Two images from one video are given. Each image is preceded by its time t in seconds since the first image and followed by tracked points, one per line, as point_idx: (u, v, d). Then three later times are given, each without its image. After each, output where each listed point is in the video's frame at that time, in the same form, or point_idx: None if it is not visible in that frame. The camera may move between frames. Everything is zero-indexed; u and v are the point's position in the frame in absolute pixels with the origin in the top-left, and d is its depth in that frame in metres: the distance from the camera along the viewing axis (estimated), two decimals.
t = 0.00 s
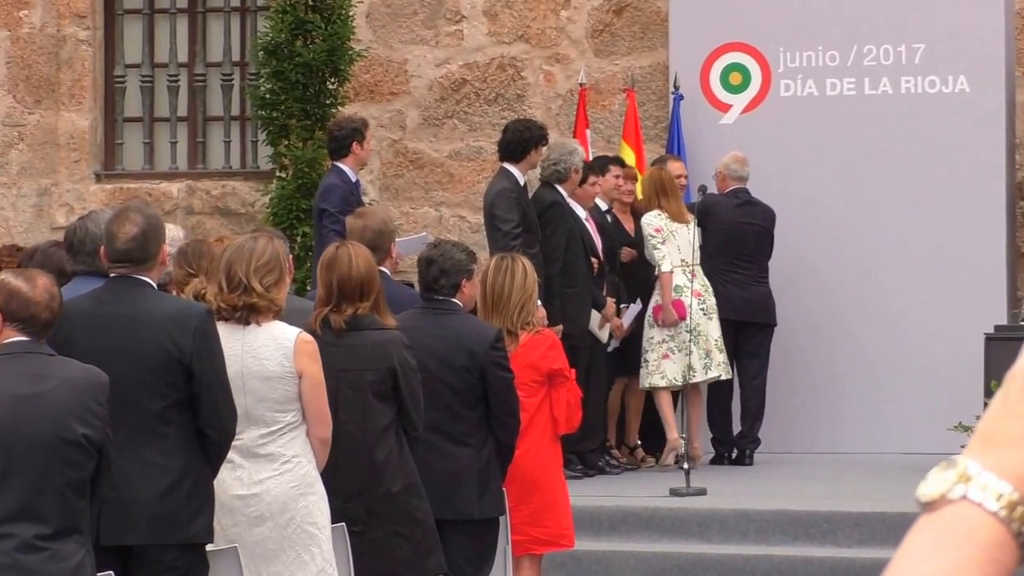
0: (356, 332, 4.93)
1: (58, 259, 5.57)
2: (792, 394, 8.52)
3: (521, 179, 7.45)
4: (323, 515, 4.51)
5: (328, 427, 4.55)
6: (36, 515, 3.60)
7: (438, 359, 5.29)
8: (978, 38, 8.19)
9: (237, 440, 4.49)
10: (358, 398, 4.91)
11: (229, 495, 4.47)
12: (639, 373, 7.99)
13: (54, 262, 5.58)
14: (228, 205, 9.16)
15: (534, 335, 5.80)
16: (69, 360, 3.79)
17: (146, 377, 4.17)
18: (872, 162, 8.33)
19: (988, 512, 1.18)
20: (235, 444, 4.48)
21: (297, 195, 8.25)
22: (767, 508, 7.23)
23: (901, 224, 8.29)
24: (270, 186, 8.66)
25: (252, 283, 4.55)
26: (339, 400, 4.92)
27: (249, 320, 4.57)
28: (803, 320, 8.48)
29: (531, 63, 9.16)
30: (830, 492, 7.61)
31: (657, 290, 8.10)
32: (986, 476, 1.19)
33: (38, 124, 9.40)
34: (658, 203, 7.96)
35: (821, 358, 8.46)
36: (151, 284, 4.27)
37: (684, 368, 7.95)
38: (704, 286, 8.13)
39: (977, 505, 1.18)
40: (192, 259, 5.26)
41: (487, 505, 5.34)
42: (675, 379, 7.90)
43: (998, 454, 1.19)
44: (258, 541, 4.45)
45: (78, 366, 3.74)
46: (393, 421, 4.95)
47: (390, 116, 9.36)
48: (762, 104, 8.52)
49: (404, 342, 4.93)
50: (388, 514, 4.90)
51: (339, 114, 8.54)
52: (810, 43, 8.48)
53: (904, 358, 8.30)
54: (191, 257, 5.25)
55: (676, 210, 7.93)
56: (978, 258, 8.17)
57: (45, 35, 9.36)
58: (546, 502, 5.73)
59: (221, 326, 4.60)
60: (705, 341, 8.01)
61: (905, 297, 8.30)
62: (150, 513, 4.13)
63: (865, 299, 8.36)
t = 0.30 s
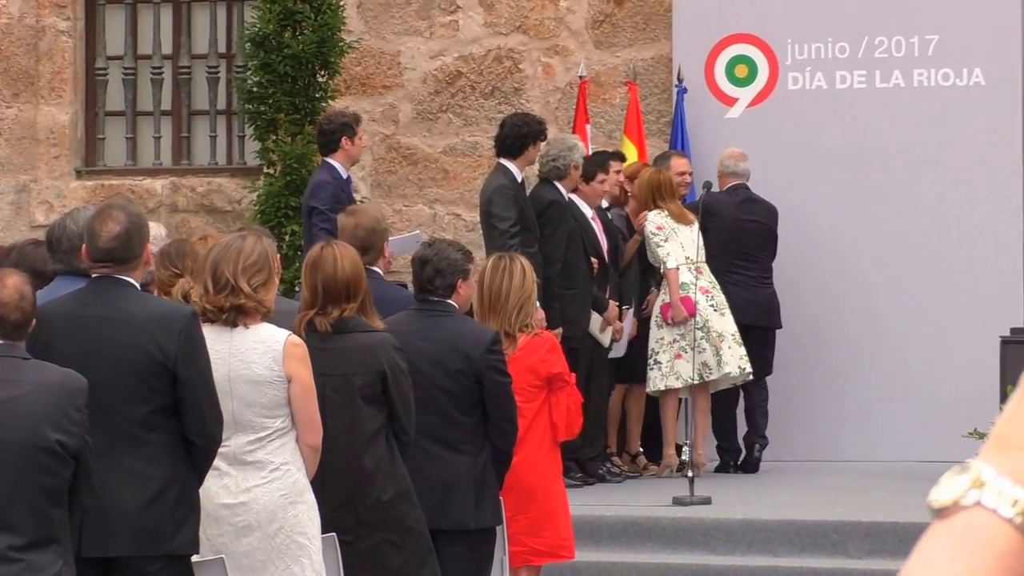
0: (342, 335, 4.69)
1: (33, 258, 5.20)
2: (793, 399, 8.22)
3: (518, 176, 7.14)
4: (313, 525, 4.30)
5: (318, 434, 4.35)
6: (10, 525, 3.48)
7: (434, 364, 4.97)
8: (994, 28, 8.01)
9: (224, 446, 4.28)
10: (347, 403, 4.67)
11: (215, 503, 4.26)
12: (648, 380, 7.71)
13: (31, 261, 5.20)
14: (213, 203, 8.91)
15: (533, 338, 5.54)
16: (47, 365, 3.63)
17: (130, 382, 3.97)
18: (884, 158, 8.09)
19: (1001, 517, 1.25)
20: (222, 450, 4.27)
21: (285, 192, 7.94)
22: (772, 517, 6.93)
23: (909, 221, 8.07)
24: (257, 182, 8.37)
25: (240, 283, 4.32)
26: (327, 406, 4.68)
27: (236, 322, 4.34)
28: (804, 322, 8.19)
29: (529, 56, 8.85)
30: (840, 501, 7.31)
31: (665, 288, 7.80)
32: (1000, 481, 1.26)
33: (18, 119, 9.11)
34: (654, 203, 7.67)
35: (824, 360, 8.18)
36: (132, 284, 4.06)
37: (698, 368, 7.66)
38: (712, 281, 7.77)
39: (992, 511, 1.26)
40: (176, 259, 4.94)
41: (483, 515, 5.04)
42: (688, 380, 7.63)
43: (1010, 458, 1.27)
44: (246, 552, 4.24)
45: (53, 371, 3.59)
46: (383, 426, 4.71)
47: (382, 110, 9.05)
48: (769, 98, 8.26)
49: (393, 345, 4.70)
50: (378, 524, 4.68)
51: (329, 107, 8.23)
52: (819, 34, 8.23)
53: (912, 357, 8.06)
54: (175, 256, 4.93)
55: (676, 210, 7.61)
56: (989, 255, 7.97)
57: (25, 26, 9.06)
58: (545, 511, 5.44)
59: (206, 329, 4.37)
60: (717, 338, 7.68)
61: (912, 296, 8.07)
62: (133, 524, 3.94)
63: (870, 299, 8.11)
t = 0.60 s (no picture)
0: (334, 338, 4.42)
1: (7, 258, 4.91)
2: (811, 405, 8.07)
3: (517, 172, 6.85)
4: (303, 536, 4.06)
5: (310, 440, 4.10)
6: None
7: (433, 369, 4.68)
8: (1008, 19, 7.84)
9: (211, 452, 4.04)
10: (342, 411, 4.39)
11: (203, 513, 4.02)
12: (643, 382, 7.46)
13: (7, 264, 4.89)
14: (200, 200, 8.64)
15: (534, 341, 5.21)
16: (12, 367, 3.28)
17: (114, 385, 3.72)
18: (896, 154, 7.96)
19: (1010, 528, 1.28)
20: (208, 456, 4.03)
21: (273, 189, 7.64)
22: (780, 528, 6.63)
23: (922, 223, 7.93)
24: (245, 179, 8.06)
25: (227, 282, 4.09)
26: (320, 413, 4.41)
27: (225, 324, 4.10)
28: (815, 322, 8.06)
29: (527, 47, 8.56)
30: (851, 509, 7.01)
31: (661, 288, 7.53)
32: (1008, 492, 1.29)
33: None
34: (655, 202, 7.35)
35: (834, 362, 8.04)
36: (117, 284, 3.82)
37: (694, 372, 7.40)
38: (711, 282, 7.51)
39: (1000, 522, 1.29)
40: (151, 260, 4.66)
41: (480, 525, 4.73)
42: (683, 385, 7.37)
43: (1017, 468, 1.30)
44: (233, 563, 4.01)
45: (15, 373, 3.24)
46: (379, 432, 4.43)
47: (376, 104, 8.76)
48: (776, 92, 8.12)
49: (389, 347, 4.41)
50: (372, 536, 4.40)
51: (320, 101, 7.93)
52: (829, 25, 8.07)
53: (925, 358, 7.93)
54: (151, 256, 4.65)
55: (677, 210, 7.32)
56: (1003, 255, 7.82)
57: (5, 18, 8.77)
58: (545, 520, 5.10)
59: (192, 331, 4.13)
60: (714, 341, 7.42)
61: (925, 296, 7.92)
62: (118, 534, 3.69)
63: (882, 299, 7.97)
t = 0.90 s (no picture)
0: (323, 340, 4.17)
1: None
2: (835, 411, 7.86)
3: (515, 168, 6.59)
4: (294, 544, 3.85)
5: (300, 445, 3.88)
6: None
7: (428, 369, 4.44)
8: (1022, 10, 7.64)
9: (198, 456, 3.83)
10: (328, 412, 4.15)
11: (190, 519, 3.82)
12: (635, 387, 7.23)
13: None
14: (185, 195, 8.44)
15: (533, 342, 4.93)
16: None
17: (96, 387, 3.50)
18: (909, 148, 7.78)
19: (1009, 541, 1.26)
20: (195, 460, 3.82)
21: (262, 184, 7.39)
22: (787, 537, 6.36)
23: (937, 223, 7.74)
24: (233, 174, 7.81)
25: (214, 281, 3.86)
26: (308, 418, 4.17)
27: (212, 324, 3.88)
28: (835, 324, 7.86)
29: (525, 38, 8.31)
30: (859, 517, 6.76)
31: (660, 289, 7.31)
32: (1005, 504, 1.28)
33: None
34: (660, 198, 7.15)
35: (853, 365, 7.85)
36: (100, 286, 3.58)
37: (688, 380, 7.19)
38: (712, 284, 7.28)
39: (998, 535, 1.27)
40: (126, 260, 4.41)
41: (476, 533, 4.47)
42: (677, 392, 7.14)
43: (1013, 479, 1.28)
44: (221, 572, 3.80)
45: None
46: (367, 436, 4.18)
47: (368, 97, 8.50)
48: (782, 84, 7.93)
49: (378, 348, 4.16)
50: (361, 544, 4.15)
51: (309, 94, 7.68)
52: (836, 16, 7.87)
53: (945, 365, 7.72)
54: (125, 256, 4.40)
55: (682, 207, 7.12)
56: None
57: None
58: (543, 527, 4.84)
59: (178, 332, 3.92)
60: (710, 347, 7.20)
61: (946, 301, 7.72)
62: (99, 543, 3.47)
63: (902, 302, 7.77)
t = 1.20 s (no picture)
0: (314, 340, 3.97)
1: None
2: (855, 413, 7.69)
3: (511, 163, 6.40)
4: (283, 550, 3.65)
5: (290, 447, 3.69)
6: None
7: (423, 368, 4.23)
8: None
9: (184, 458, 3.63)
10: (321, 413, 3.94)
11: (177, 524, 3.62)
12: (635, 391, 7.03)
13: None
14: (171, 191, 8.27)
15: (530, 342, 4.73)
16: None
17: (80, 388, 3.40)
18: (916, 142, 7.61)
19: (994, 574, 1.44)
20: (182, 463, 3.62)
21: (250, 179, 7.19)
22: (791, 542, 6.15)
23: (951, 219, 7.57)
24: (221, 169, 7.60)
25: (203, 279, 3.67)
26: (299, 420, 3.95)
27: (199, 324, 3.68)
28: (855, 321, 7.69)
29: (520, 29, 8.11)
30: (865, 521, 6.55)
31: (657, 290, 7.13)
32: (990, 540, 1.46)
33: None
34: (656, 192, 6.96)
35: (872, 362, 7.68)
36: (85, 282, 3.50)
37: (688, 381, 7.00)
38: (714, 281, 7.09)
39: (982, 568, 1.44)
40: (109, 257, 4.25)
41: (471, 537, 4.28)
42: (677, 394, 6.94)
43: (998, 517, 1.47)
44: None
45: None
46: (360, 439, 3.98)
47: (359, 89, 8.29)
48: (785, 77, 7.75)
49: (370, 348, 3.97)
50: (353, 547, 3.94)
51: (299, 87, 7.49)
52: (840, 6, 7.68)
53: (967, 366, 7.55)
54: (108, 251, 4.24)
55: (679, 200, 6.92)
56: None
57: None
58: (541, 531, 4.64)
59: (164, 332, 3.72)
60: (710, 347, 7.01)
61: (970, 300, 7.55)
62: (84, 548, 3.37)
63: (922, 301, 7.60)
